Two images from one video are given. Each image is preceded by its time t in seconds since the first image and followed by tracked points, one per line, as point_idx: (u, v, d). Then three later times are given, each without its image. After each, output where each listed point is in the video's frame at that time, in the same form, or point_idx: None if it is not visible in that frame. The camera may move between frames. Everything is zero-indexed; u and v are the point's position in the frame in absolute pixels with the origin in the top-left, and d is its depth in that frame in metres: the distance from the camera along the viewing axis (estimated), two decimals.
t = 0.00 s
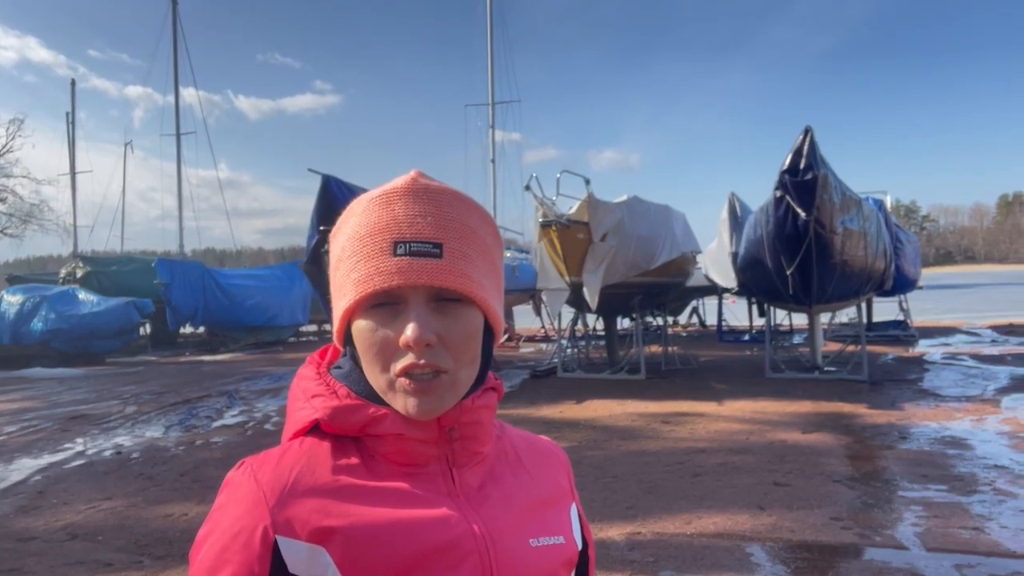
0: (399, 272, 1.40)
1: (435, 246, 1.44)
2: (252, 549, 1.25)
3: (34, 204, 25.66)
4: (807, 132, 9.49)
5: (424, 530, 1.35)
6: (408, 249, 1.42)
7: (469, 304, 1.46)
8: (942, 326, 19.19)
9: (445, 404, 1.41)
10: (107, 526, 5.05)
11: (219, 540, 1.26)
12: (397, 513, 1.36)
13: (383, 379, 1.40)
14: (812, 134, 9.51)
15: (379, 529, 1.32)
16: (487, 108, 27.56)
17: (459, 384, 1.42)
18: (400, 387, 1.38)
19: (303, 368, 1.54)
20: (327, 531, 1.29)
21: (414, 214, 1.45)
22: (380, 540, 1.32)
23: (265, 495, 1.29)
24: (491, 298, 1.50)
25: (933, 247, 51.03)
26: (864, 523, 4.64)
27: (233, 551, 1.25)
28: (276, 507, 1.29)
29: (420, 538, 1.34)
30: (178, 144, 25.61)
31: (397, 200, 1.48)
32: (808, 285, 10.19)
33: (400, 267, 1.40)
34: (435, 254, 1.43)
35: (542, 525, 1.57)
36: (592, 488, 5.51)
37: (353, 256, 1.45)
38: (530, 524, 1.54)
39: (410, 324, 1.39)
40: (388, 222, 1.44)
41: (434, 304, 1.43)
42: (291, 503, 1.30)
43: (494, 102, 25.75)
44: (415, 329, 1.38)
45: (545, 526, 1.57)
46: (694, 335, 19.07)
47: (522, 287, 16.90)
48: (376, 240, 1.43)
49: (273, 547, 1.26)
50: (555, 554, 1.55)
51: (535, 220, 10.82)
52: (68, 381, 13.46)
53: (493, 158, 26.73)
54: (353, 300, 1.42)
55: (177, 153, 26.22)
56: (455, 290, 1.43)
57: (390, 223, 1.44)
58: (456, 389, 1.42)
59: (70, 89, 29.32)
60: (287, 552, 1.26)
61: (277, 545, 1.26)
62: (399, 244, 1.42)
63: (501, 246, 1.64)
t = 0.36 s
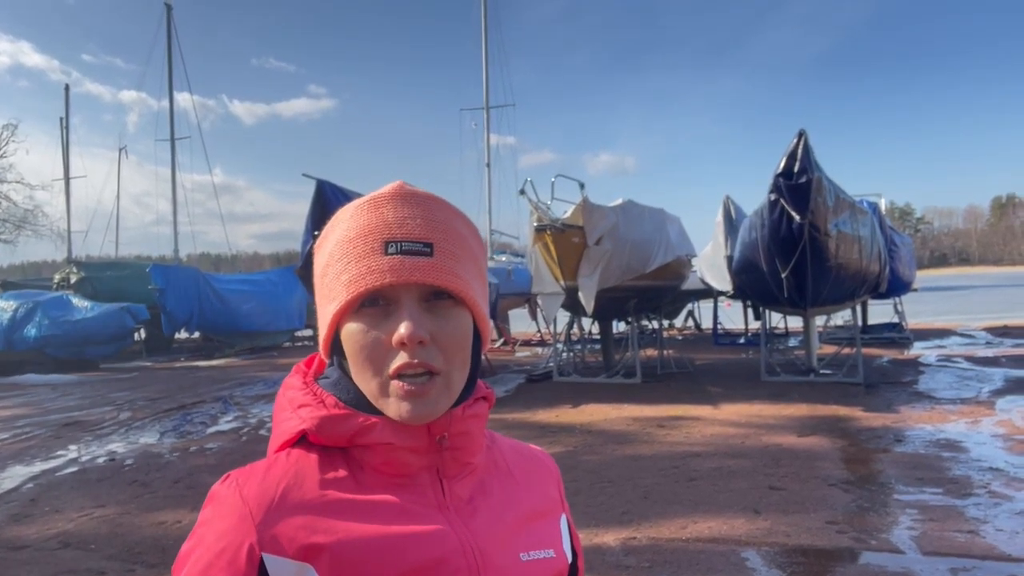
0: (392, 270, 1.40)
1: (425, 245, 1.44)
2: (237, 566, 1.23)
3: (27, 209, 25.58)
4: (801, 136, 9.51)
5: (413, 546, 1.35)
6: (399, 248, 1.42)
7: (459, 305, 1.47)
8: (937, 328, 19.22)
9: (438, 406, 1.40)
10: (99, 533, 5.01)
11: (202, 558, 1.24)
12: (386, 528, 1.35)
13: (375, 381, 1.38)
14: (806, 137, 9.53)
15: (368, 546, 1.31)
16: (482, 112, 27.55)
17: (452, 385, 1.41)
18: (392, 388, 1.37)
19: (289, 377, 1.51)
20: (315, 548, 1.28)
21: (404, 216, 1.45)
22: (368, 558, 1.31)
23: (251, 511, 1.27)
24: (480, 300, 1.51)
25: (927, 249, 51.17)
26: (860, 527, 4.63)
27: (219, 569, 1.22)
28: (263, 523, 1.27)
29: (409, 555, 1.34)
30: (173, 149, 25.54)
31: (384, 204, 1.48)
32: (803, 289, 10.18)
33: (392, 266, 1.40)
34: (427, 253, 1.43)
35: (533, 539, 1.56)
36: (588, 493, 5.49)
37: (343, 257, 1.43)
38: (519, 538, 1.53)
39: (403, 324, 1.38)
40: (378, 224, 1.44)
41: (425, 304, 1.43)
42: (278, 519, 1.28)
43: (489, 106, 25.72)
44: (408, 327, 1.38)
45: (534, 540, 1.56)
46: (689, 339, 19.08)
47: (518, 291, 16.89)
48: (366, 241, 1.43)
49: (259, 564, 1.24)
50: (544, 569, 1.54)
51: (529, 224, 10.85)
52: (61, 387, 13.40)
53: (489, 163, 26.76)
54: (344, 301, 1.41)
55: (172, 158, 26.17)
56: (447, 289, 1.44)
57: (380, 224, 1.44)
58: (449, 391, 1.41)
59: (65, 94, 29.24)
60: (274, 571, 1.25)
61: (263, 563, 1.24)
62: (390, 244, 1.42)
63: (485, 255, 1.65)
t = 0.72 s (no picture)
0: (397, 265, 1.41)
1: (426, 242, 1.46)
2: (235, 568, 1.25)
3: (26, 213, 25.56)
4: (798, 139, 9.50)
5: (413, 549, 1.35)
6: (401, 245, 1.44)
7: (459, 301, 1.49)
8: (936, 331, 19.22)
9: (443, 398, 1.40)
10: (95, 539, 5.00)
11: (200, 558, 1.25)
12: (386, 529, 1.35)
13: (379, 376, 1.38)
14: (803, 141, 9.52)
15: (367, 548, 1.32)
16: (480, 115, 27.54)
17: (455, 379, 1.43)
18: (400, 380, 1.37)
19: (287, 375, 1.50)
20: (314, 550, 1.29)
21: (403, 215, 1.47)
22: (366, 561, 1.31)
23: (250, 511, 1.29)
24: (477, 297, 1.54)
25: (926, 251, 51.18)
26: (856, 532, 4.62)
27: (216, 568, 1.25)
28: (262, 524, 1.28)
29: (408, 558, 1.34)
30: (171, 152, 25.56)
31: (381, 206, 1.50)
32: (801, 292, 10.19)
33: (396, 261, 1.42)
34: (429, 249, 1.46)
35: (531, 541, 1.56)
36: (584, 497, 5.48)
37: (344, 257, 1.43)
38: (519, 539, 1.53)
39: (410, 319, 1.40)
40: (378, 224, 1.45)
41: (428, 300, 1.45)
42: (277, 520, 1.29)
43: (488, 108, 25.68)
44: (416, 321, 1.39)
45: (533, 541, 1.56)
46: (688, 342, 19.07)
47: (516, 294, 16.88)
48: (367, 239, 1.44)
49: (257, 566, 1.26)
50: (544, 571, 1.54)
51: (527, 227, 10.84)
52: (59, 391, 13.38)
53: (487, 165, 26.73)
54: (347, 298, 1.40)
55: (171, 161, 26.16)
56: (448, 284, 1.46)
57: (380, 223, 1.46)
58: (452, 385, 1.42)
59: (63, 97, 29.23)
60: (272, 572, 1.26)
61: (262, 565, 1.26)
62: (392, 241, 1.44)
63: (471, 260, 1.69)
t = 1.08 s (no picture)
0: (389, 282, 1.38)
1: (425, 257, 1.42)
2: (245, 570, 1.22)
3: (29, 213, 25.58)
4: (801, 141, 9.48)
5: (419, 553, 1.33)
6: (398, 260, 1.40)
7: (459, 317, 1.44)
8: (940, 334, 19.16)
9: (431, 416, 1.37)
10: (94, 541, 4.98)
11: (209, 561, 1.22)
12: (394, 533, 1.33)
13: (370, 391, 1.36)
14: (806, 143, 9.50)
15: (375, 552, 1.30)
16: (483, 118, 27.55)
17: (446, 397, 1.39)
18: (388, 398, 1.35)
19: (289, 380, 1.48)
20: (322, 553, 1.26)
21: (405, 225, 1.43)
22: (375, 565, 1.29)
23: (259, 513, 1.26)
24: (481, 312, 1.48)
25: (929, 254, 51.09)
26: (859, 537, 4.59)
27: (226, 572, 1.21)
28: (271, 526, 1.25)
29: (417, 562, 1.32)
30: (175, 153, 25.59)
31: (389, 212, 1.46)
32: (803, 294, 10.16)
33: (389, 277, 1.38)
34: (426, 265, 1.41)
35: (534, 544, 1.54)
36: (585, 501, 5.46)
37: (343, 266, 1.42)
38: (522, 543, 1.52)
39: (399, 335, 1.36)
40: (378, 233, 1.42)
41: (423, 315, 1.41)
42: (285, 523, 1.26)
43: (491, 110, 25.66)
44: (403, 339, 1.35)
45: (536, 544, 1.55)
46: (691, 344, 19.04)
47: (518, 296, 16.87)
48: (366, 250, 1.41)
49: (267, 568, 1.23)
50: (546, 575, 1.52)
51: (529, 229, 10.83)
52: (61, 392, 13.38)
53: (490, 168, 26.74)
54: (343, 309, 1.39)
55: (174, 162, 26.19)
56: (444, 301, 1.41)
57: (381, 234, 1.42)
58: (443, 403, 1.38)
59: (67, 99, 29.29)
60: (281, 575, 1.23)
61: (271, 566, 1.23)
62: (389, 255, 1.40)
63: (492, 265, 1.63)
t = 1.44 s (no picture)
0: (394, 257, 1.38)
1: (427, 233, 1.42)
2: (259, 558, 1.20)
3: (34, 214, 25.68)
4: (805, 142, 9.45)
5: (434, 543, 1.31)
6: (400, 236, 1.40)
7: (464, 291, 1.45)
8: (944, 336, 19.08)
9: (443, 386, 1.38)
10: (95, 541, 4.98)
11: (223, 548, 1.21)
12: (408, 523, 1.31)
13: (383, 366, 1.37)
14: (810, 144, 9.47)
15: (390, 542, 1.28)
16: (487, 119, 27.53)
17: (458, 369, 1.40)
18: (401, 371, 1.35)
19: (303, 365, 1.47)
20: (336, 544, 1.25)
21: (405, 205, 1.43)
22: (388, 556, 1.27)
23: (274, 501, 1.24)
24: (486, 287, 1.49)
25: (934, 256, 50.92)
26: (862, 540, 4.56)
27: (241, 558, 1.20)
28: (286, 514, 1.24)
29: (431, 554, 1.30)
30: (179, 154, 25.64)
31: (387, 196, 1.47)
32: (807, 296, 10.12)
33: (394, 253, 1.39)
34: (428, 239, 1.41)
35: (543, 535, 1.54)
36: (587, 502, 5.44)
37: (346, 249, 1.42)
38: (531, 534, 1.51)
39: (407, 308, 1.37)
40: (379, 214, 1.42)
41: (429, 290, 1.41)
42: (301, 511, 1.25)
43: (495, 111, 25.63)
44: (412, 310, 1.36)
45: (545, 535, 1.54)
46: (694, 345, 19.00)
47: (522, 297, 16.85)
48: (368, 231, 1.41)
49: (282, 556, 1.21)
50: (555, 566, 1.52)
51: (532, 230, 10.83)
52: (65, 392, 13.40)
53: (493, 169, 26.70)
54: (349, 290, 1.39)
55: (178, 163, 26.24)
56: (449, 274, 1.42)
57: (383, 215, 1.42)
58: (455, 373, 1.40)
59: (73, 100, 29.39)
60: (296, 564, 1.22)
61: (286, 554, 1.22)
62: (391, 232, 1.40)
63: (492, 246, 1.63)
